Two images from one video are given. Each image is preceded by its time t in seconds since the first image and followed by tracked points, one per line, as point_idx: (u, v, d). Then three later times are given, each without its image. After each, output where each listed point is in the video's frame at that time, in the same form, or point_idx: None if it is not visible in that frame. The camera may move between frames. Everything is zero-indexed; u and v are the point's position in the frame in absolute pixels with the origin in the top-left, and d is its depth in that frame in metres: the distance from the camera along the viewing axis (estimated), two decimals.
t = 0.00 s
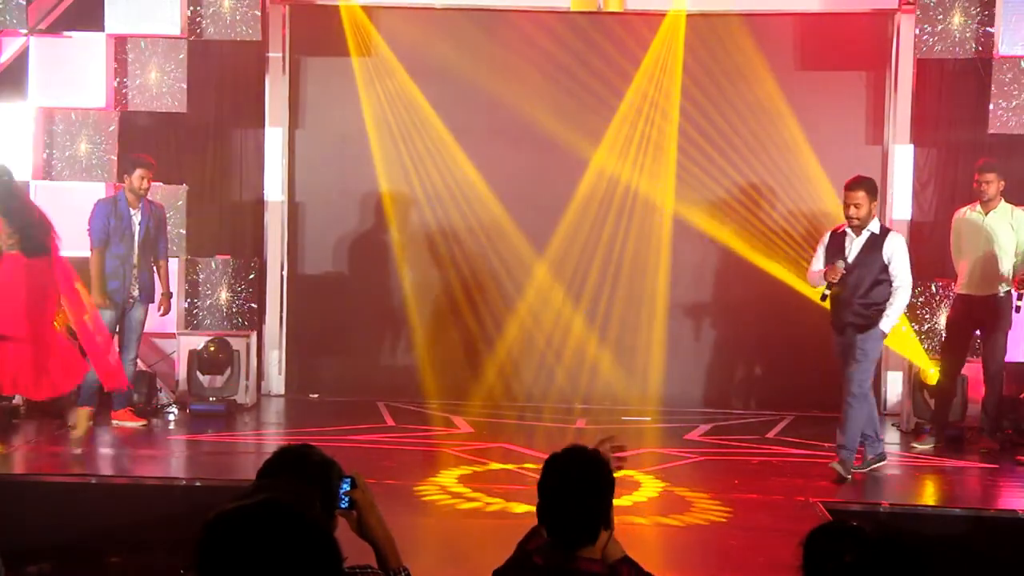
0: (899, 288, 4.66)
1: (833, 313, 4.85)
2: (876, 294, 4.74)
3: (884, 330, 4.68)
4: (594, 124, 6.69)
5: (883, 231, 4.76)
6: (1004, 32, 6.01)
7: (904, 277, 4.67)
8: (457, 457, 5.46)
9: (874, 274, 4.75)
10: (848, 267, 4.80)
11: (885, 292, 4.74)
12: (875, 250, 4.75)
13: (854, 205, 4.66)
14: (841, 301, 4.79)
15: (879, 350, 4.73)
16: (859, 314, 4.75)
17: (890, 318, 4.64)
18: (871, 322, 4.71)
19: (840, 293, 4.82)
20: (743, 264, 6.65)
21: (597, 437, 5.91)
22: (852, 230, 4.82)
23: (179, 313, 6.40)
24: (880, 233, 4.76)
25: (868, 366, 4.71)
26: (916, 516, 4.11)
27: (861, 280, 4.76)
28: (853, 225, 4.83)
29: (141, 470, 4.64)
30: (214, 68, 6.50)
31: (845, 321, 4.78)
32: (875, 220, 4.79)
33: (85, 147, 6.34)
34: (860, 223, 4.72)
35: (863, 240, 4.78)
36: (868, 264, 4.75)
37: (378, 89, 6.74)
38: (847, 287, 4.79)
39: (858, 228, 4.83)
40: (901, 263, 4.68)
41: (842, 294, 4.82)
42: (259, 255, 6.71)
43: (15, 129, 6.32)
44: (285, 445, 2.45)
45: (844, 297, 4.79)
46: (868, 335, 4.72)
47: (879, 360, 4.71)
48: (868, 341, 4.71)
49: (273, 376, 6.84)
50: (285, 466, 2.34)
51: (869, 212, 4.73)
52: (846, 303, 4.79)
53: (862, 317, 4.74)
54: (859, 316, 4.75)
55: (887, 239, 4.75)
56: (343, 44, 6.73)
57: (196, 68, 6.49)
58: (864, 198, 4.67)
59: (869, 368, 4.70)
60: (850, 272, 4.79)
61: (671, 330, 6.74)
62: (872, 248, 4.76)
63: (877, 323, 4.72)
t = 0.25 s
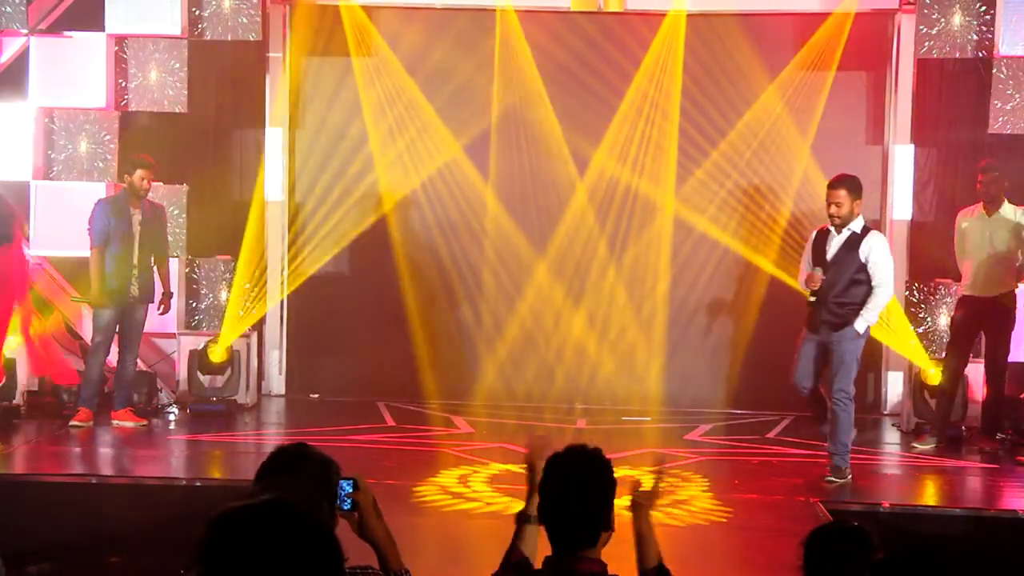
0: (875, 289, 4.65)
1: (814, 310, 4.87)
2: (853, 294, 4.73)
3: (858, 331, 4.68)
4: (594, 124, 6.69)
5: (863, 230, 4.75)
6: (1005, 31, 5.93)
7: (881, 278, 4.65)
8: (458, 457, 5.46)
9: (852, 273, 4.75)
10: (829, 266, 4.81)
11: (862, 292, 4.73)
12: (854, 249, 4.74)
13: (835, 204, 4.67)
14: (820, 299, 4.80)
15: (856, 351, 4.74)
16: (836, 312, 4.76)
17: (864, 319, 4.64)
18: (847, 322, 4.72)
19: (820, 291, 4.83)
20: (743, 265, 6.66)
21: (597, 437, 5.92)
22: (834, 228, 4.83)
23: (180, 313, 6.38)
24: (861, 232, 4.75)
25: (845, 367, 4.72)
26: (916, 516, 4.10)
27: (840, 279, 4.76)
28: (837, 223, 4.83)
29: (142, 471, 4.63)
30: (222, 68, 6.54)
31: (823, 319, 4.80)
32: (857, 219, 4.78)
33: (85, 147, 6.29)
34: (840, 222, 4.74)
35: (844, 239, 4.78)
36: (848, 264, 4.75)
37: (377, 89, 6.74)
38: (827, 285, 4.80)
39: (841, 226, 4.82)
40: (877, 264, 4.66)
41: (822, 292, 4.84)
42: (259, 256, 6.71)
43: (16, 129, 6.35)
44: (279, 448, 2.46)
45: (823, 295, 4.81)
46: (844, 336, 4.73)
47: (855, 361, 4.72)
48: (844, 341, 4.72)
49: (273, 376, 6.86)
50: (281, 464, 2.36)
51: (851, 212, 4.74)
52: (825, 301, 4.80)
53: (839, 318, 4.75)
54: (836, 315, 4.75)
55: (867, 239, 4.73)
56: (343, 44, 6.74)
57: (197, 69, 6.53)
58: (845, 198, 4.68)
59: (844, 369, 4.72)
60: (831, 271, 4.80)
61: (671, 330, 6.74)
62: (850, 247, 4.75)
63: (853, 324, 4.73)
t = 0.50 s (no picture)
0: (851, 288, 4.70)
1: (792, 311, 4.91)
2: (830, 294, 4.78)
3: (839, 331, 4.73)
4: (594, 124, 6.69)
5: (836, 228, 4.78)
6: (1005, 32, 5.91)
7: (857, 275, 4.69)
8: (459, 457, 5.46)
9: (828, 274, 4.79)
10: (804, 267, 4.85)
11: (839, 291, 4.78)
12: (828, 249, 4.78)
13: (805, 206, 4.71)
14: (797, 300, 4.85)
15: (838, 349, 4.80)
16: (814, 313, 4.81)
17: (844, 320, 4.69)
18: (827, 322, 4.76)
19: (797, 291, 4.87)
20: (744, 265, 6.66)
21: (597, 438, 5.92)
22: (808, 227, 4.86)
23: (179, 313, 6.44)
24: (835, 230, 4.79)
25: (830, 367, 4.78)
26: (916, 516, 4.10)
27: (816, 279, 4.80)
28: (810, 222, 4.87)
29: (142, 471, 4.64)
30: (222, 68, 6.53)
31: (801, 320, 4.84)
32: (831, 217, 4.82)
33: (85, 148, 6.31)
34: (813, 221, 4.80)
35: (818, 239, 4.82)
36: (823, 264, 4.79)
37: (376, 89, 6.74)
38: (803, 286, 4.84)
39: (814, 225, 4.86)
40: (852, 263, 4.71)
41: (799, 292, 4.88)
42: (260, 256, 6.71)
43: (15, 130, 6.33)
44: (274, 446, 2.48)
45: (800, 296, 4.85)
46: (825, 336, 4.78)
47: (839, 361, 4.78)
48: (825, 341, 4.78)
49: (273, 376, 6.86)
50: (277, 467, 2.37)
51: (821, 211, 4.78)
52: (803, 302, 4.84)
53: (818, 318, 4.80)
54: (815, 316, 4.80)
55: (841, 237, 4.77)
56: (343, 44, 6.74)
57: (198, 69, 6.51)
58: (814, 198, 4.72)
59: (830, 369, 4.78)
60: (806, 271, 4.84)
61: (671, 330, 6.74)
62: (825, 246, 4.79)
63: (832, 324, 4.78)
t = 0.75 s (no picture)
0: (826, 286, 4.67)
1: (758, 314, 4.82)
2: (800, 294, 4.72)
3: (816, 330, 4.67)
4: (594, 125, 6.69)
5: (803, 227, 4.75)
6: (1005, 32, 5.99)
7: (828, 274, 4.68)
8: (460, 457, 5.47)
9: (798, 273, 4.74)
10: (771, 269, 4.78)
11: (810, 290, 4.72)
12: (797, 249, 4.74)
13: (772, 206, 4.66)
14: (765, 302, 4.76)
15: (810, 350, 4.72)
16: (785, 314, 4.73)
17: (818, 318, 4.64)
18: (799, 322, 4.70)
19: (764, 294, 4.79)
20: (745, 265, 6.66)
21: (598, 438, 5.92)
22: (772, 229, 4.81)
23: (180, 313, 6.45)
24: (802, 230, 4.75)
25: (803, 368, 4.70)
26: (916, 516, 4.11)
27: (785, 280, 4.74)
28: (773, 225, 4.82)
29: (142, 471, 4.65)
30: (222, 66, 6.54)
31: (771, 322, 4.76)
32: (794, 218, 4.79)
33: (86, 148, 6.36)
34: (778, 222, 4.74)
35: (785, 239, 4.77)
36: (792, 263, 4.74)
37: (377, 89, 6.74)
38: (772, 288, 4.77)
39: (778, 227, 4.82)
40: (825, 260, 4.68)
41: (765, 295, 4.79)
42: (260, 256, 6.70)
43: (15, 130, 6.34)
44: (272, 446, 2.50)
45: (768, 297, 4.77)
46: (797, 337, 4.70)
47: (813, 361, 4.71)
48: (797, 341, 4.70)
49: (273, 376, 6.84)
50: (285, 465, 2.40)
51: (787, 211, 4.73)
52: (771, 304, 4.76)
53: (791, 318, 4.71)
54: (785, 317, 4.72)
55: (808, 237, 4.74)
56: (343, 44, 6.74)
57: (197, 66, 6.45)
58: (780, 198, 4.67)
59: (804, 369, 4.70)
60: (774, 273, 4.77)
61: (672, 331, 6.73)
62: (794, 246, 4.74)
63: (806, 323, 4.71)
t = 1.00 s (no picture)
0: (801, 282, 4.66)
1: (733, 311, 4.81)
2: (776, 291, 4.71)
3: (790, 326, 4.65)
4: (595, 125, 6.69)
5: (778, 225, 4.75)
6: (1005, 32, 6.03)
7: (804, 271, 4.67)
8: (460, 458, 5.48)
9: (773, 271, 4.73)
10: (746, 266, 4.77)
11: (785, 287, 4.71)
12: (773, 247, 4.73)
13: (746, 204, 4.64)
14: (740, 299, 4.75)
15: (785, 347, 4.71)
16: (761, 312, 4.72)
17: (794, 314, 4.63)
18: (775, 319, 4.69)
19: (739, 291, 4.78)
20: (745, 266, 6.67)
21: (599, 438, 5.92)
22: (747, 228, 4.81)
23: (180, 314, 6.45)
24: (777, 228, 4.75)
25: (776, 365, 4.68)
26: (916, 516, 4.12)
27: (761, 277, 4.73)
28: (748, 222, 4.81)
29: (142, 471, 4.66)
30: (223, 68, 6.48)
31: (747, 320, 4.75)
32: (769, 216, 4.79)
33: (87, 148, 6.35)
34: (753, 220, 4.72)
35: (761, 238, 4.76)
36: (768, 260, 4.73)
37: (377, 89, 6.74)
38: (747, 285, 4.76)
39: (753, 224, 4.81)
40: (800, 257, 4.68)
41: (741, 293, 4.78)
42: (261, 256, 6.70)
43: (15, 130, 6.35)
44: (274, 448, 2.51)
45: (743, 295, 4.76)
46: (773, 333, 4.69)
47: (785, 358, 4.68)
48: (773, 338, 4.69)
49: (273, 377, 6.84)
50: (289, 463, 2.40)
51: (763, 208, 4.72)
52: (747, 301, 4.75)
53: (767, 315, 4.70)
54: (761, 314, 4.71)
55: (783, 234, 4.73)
56: (344, 44, 6.74)
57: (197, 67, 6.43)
58: (755, 196, 4.65)
59: (775, 366, 4.67)
60: (749, 270, 4.76)
61: (672, 331, 6.73)
62: (770, 244, 4.74)
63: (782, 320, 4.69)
